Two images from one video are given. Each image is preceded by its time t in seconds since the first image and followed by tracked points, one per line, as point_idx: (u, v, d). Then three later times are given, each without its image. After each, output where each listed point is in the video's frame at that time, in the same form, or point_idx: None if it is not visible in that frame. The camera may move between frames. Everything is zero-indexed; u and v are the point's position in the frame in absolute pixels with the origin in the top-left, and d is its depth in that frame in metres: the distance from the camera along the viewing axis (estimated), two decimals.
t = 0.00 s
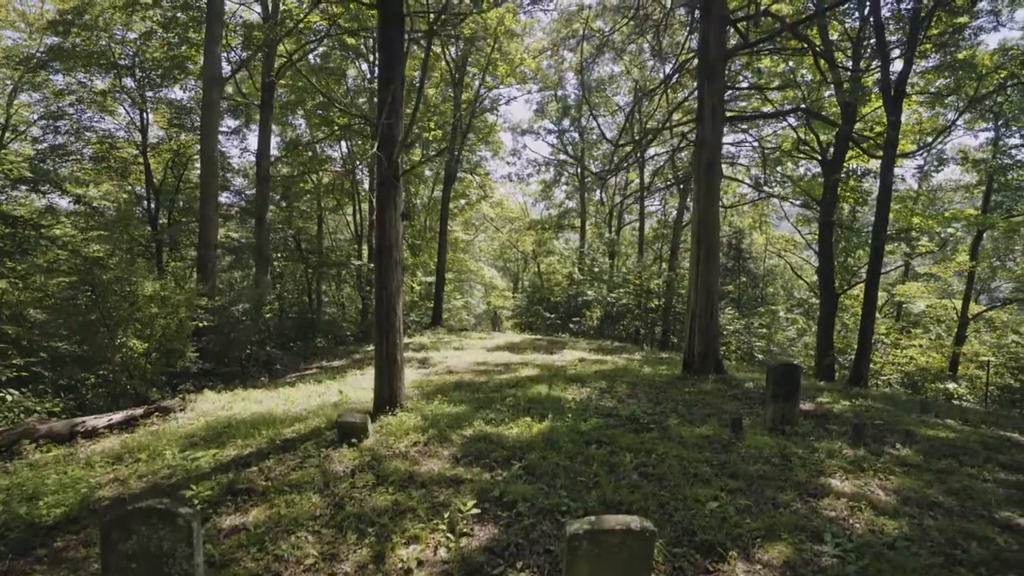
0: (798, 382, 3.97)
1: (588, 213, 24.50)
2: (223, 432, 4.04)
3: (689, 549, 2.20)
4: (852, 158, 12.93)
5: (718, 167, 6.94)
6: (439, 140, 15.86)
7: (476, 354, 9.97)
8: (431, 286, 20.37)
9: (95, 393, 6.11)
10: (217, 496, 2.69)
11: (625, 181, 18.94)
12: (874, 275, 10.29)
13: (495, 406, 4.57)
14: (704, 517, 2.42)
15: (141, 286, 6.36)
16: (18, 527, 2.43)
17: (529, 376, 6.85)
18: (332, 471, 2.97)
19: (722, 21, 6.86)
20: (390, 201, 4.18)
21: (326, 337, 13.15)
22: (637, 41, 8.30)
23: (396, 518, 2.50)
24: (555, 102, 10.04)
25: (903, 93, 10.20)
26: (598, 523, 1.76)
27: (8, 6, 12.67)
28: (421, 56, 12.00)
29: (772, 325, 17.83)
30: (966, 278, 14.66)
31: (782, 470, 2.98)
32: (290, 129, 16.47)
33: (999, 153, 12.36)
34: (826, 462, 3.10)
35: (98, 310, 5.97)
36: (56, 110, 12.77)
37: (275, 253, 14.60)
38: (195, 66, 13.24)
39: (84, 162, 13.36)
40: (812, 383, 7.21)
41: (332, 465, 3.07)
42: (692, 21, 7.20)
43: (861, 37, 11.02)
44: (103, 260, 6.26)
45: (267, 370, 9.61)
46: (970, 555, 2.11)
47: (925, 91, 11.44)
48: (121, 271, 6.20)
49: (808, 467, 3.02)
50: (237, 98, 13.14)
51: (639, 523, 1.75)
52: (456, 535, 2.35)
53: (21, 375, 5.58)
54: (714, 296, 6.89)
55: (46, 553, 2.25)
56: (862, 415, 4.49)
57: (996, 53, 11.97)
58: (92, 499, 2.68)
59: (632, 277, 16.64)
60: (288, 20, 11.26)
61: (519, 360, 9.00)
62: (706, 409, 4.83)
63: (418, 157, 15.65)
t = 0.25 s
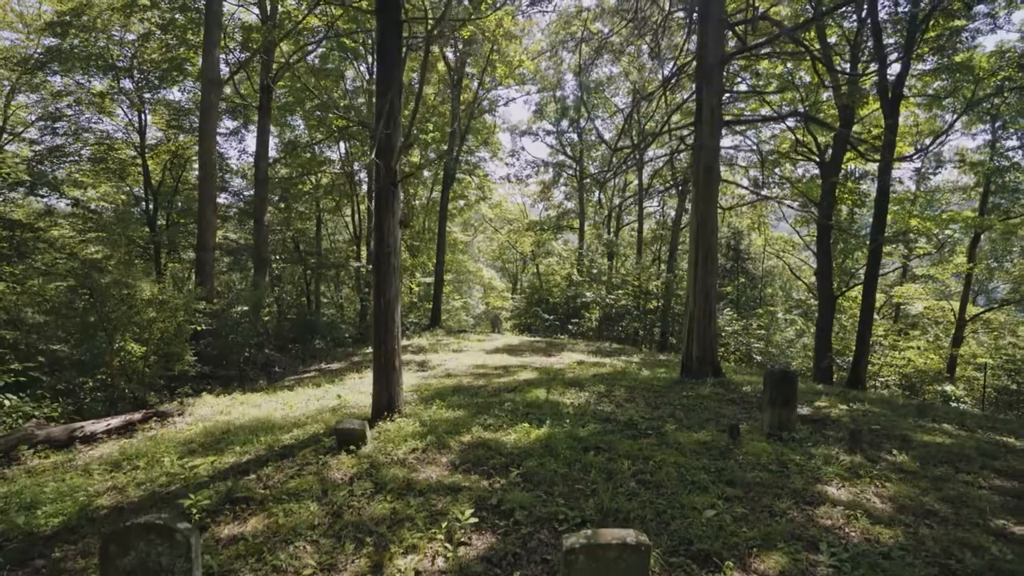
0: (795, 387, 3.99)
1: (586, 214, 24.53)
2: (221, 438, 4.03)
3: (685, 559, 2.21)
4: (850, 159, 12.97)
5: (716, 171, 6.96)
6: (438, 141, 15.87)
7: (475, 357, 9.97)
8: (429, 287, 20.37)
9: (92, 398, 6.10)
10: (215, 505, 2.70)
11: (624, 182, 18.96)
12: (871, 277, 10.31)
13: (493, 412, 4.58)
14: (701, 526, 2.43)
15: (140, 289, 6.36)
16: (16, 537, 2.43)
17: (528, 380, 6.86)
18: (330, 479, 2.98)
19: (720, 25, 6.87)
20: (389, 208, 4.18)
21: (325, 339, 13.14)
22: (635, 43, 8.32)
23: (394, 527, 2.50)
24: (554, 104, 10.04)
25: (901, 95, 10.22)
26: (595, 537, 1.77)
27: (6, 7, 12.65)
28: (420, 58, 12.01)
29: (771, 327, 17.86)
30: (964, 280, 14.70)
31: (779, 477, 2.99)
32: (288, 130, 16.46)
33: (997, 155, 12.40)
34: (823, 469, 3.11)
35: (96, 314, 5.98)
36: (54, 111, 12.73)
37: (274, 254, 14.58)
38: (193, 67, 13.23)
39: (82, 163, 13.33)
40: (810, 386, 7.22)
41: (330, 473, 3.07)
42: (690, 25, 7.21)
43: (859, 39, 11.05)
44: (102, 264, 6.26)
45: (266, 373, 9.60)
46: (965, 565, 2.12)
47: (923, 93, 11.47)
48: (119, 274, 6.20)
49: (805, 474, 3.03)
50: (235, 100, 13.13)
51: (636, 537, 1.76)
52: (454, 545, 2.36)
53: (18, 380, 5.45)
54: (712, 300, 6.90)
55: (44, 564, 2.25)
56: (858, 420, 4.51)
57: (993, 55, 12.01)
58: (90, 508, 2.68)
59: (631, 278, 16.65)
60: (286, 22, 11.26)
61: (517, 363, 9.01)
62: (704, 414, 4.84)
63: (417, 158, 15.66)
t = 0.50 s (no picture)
0: (792, 392, 4.00)
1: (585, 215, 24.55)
2: (219, 443, 4.04)
3: (681, 568, 2.22)
4: (847, 161, 12.99)
5: (714, 174, 6.97)
6: (437, 142, 15.87)
7: (473, 359, 9.98)
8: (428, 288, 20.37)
9: (90, 402, 6.09)
10: (213, 513, 2.70)
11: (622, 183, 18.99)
12: (869, 279, 10.33)
13: (492, 417, 4.59)
14: (697, 535, 2.44)
15: (138, 293, 6.35)
16: (13, 547, 2.43)
17: (526, 383, 6.87)
18: (329, 486, 2.99)
19: (718, 29, 6.89)
20: (387, 213, 4.19)
21: (323, 341, 13.14)
22: (634, 44, 8.34)
23: (392, 535, 2.51)
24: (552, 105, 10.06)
25: (898, 98, 10.25)
26: (591, 550, 1.78)
27: (3, 8, 12.64)
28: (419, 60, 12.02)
29: (769, 328, 17.89)
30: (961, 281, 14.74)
31: (776, 483, 3.00)
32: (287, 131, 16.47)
33: (994, 157, 12.43)
34: (819, 475, 3.12)
35: (94, 318, 5.98)
36: (52, 112, 12.71)
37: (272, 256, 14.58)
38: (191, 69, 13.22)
39: (80, 164, 13.38)
40: (808, 389, 7.23)
41: (328, 480, 3.08)
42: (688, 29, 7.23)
43: (857, 41, 11.07)
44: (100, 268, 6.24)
45: (264, 376, 9.60)
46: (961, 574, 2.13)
47: (920, 95, 11.50)
48: (117, 277, 6.19)
49: (801, 480, 3.05)
50: (233, 101, 13.12)
51: (630, 550, 1.76)
52: (451, 554, 2.37)
53: (16, 384, 5.42)
54: (710, 303, 6.91)
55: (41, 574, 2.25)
56: (856, 425, 4.52)
57: (990, 57, 12.05)
58: (88, 517, 2.69)
59: (630, 280, 16.67)
60: (285, 24, 11.27)
61: (516, 365, 9.00)
62: (701, 418, 4.85)
63: (416, 159, 15.67)
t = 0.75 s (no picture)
0: (790, 397, 4.01)
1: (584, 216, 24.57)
2: (217, 448, 4.03)
3: None
4: (846, 162, 13.01)
5: (712, 177, 6.98)
6: (435, 143, 15.87)
7: (472, 361, 9.97)
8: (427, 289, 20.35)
9: (88, 406, 6.09)
10: (211, 521, 2.70)
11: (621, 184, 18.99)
12: (868, 281, 10.35)
13: (490, 421, 4.59)
14: (695, 542, 2.45)
15: (136, 297, 6.34)
16: (11, 555, 2.43)
17: (525, 386, 6.86)
18: (327, 493, 2.99)
19: (717, 32, 6.90)
20: (385, 218, 4.20)
21: (322, 342, 13.14)
22: (634, 46, 8.33)
23: (390, 542, 2.52)
24: (551, 106, 10.05)
25: (896, 100, 10.26)
26: (587, 562, 1.85)
27: (1, 8, 12.61)
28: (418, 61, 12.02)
29: (768, 329, 17.91)
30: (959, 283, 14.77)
31: (773, 489, 3.01)
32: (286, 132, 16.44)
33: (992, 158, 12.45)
34: (816, 481, 3.13)
35: (92, 322, 5.97)
36: (50, 113, 12.69)
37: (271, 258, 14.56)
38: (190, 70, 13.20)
39: (78, 165, 13.43)
40: (807, 392, 7.23)
41: (326, 486, 3.08)
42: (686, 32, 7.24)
43: (856, 42, 11.08)
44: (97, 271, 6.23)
45: (262, 378, 9.59)
46: None
47: (919, 97, 11.52)
48: (115, 280, 6.18)
49: (798, 486, 3.06)
50: (232, 102, 13.11)
51: (626, 563, 1.84)
52: (449, 562, 2.37)
53: (13, 389, 5.46)
54: (708, 306, 6.91)
55: None
56: (853, 428, 4.53)
57: (988, 59, 12.07)
58: (86, 525, 2.69)
59: (629, 281, 16.68)
60: (284, 25, 11.27)
61: (514, 368, 9.01)
62: (699, 422, 4.86)
63: (415, 161, 15.66)
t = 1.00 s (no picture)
0: (786, 402, 4.02)
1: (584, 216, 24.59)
2: (214, 453, 4.03)
3: None
4: (844, 164, 13.02)
5: (710, 180, 6.99)
6: (434, 144, 15.87)
7: (471, 363, 9.97)
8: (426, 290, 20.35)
9: (86, 410, 6.09)
10: (208, 527, 2.70)
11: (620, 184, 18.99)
12: (866, 282, 10.36)
13: (487, 425, 4.60)
14: (690, 549, 2.46)
15: (134, 300, 6.33)
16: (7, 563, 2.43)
17: (523, 389, 6.86)
18: (324, 499, 2.99)
19: (715, 35, 6.90)
20: (382, 222, 4.20)
21: (320, 344, 13.14)
22: (632, 47, 8.34)
23: (386, 549, 2.52)
24: (550, 107, 10.04)
25: (895, 101, 10.28)
26: (585, 571, 2.02)
27: None
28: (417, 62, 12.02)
29: (767, 330, 17.91)
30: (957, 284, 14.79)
31: (769, 495, 3.01)
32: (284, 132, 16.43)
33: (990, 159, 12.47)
34: (813, 486, 3.13)
35: (89, 325, 5.95)
36: (47, 113, 12.69)
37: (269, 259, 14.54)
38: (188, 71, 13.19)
39: (76, 165, 13.49)
40: (805, 394, 7.24)
41: (323, 492, 3.08)
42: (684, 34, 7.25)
43: (854, 44, 11.11)
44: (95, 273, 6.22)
45: (261, 380, 9.58)
46: None
47: (917, 98, 11.53)
48: (111, 282, 6.16)
49: (794, 491, 3.06)
50: (230, 103, 13.10)
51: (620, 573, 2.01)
52: (445, 569, 2.38)
53: (10, 392, 5.47)
54: (706, 308, 6.92)
55: None
56: (850, 432, 4.55)
57: (986, 60, 12.09)
58: (82, 531, 2.69)
59: (628, 282, 16.68)
60: (282, 26, 11.26)
61: (513, 370, 9.00)
62: (697, 426, 4.87)
63: (414, 162, 15.66)
